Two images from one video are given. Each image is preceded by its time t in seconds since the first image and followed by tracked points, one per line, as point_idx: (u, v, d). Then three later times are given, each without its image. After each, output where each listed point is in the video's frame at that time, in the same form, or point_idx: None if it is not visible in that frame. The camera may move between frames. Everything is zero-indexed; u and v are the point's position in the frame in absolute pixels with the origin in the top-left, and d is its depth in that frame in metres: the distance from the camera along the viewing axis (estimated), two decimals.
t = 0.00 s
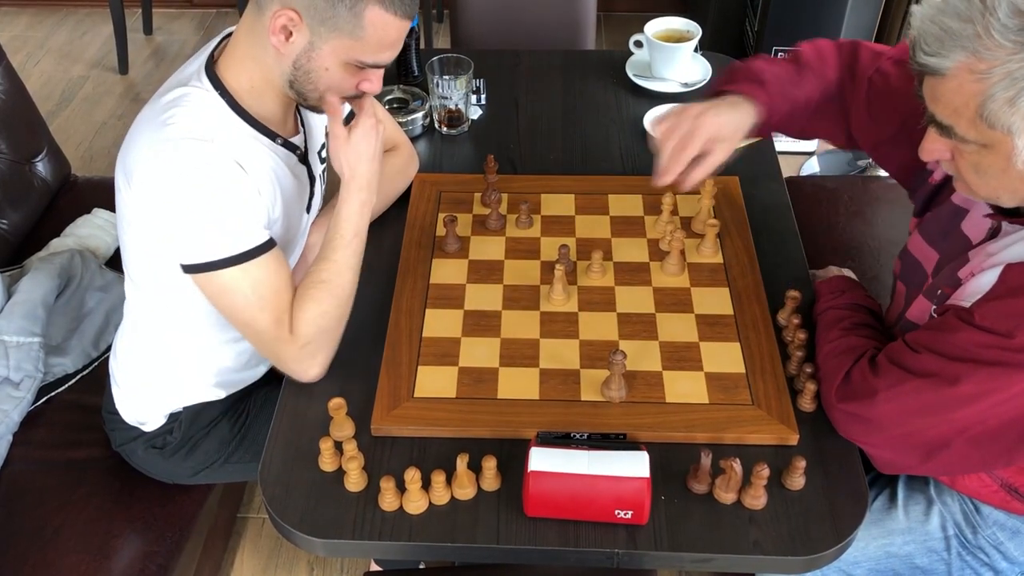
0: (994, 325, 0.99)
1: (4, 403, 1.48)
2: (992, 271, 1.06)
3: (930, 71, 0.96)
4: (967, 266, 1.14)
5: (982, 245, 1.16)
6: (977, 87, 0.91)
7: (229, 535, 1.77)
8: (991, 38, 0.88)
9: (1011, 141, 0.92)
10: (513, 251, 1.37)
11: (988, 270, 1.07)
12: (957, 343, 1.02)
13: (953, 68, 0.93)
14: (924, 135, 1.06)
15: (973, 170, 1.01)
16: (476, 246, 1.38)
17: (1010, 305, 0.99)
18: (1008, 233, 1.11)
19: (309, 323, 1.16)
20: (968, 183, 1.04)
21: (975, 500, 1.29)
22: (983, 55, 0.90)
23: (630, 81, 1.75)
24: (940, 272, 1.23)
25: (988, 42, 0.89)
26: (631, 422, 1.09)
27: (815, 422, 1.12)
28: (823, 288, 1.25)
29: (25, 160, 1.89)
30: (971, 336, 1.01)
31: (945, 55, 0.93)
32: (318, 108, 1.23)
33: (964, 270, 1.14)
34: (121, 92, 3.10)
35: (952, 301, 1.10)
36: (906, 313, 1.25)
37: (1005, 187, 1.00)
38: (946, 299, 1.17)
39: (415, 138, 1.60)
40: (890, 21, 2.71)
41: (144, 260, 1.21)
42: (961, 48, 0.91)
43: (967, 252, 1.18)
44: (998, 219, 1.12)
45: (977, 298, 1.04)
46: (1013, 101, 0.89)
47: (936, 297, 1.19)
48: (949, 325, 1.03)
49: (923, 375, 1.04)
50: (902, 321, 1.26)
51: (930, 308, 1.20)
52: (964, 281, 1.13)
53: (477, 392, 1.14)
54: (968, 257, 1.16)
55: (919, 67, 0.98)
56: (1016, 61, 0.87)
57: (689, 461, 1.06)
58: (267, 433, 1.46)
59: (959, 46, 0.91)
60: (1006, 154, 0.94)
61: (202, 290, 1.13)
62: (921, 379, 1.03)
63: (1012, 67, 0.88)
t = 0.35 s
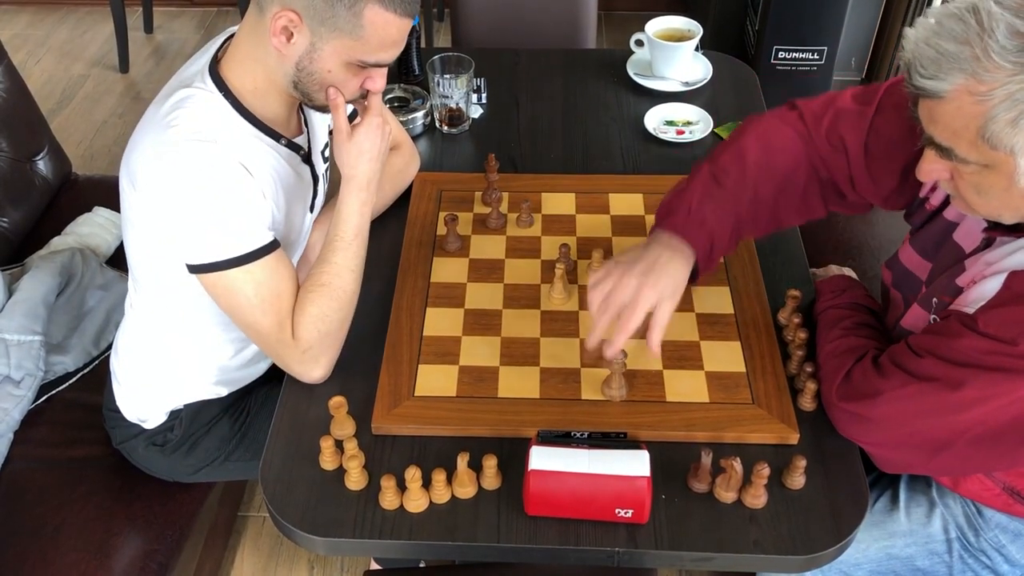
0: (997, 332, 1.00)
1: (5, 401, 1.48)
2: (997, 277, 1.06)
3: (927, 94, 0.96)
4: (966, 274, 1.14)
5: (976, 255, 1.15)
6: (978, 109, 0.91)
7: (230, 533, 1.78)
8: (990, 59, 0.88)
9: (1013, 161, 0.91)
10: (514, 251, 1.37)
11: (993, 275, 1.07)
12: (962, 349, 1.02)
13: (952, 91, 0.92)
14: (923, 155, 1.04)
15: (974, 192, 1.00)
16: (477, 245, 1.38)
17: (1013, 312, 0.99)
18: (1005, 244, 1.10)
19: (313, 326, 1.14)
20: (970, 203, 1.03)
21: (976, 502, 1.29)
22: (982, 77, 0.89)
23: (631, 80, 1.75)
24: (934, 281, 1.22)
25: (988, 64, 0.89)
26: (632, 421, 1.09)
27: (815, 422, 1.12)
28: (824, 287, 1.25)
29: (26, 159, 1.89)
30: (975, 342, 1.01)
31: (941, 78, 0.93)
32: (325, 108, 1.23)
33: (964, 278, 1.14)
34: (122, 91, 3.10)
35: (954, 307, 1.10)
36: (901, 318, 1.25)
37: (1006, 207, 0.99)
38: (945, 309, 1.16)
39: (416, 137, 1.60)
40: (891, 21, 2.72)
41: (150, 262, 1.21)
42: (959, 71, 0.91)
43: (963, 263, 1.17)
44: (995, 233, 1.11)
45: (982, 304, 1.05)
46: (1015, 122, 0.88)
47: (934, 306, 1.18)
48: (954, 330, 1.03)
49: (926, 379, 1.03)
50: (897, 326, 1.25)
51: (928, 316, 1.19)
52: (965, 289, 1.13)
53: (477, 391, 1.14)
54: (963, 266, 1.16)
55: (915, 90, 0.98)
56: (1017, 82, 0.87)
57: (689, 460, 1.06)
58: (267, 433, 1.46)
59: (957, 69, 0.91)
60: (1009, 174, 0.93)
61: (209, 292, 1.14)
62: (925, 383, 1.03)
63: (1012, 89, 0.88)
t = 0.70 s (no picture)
0: (1003, 338, 0.99)
1: (7, 400, 1.48)
2: (1003, 283, 1.07)
3: (931, 104, 0.95)
4: (969, 280, 1.14)
5: (978, 261, 1.14)
6: (982, 119, 0.91)
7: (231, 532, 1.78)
8: (995, 69, 0.88)
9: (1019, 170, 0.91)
10: (516, 250, 1.37)
11: (999, 281, 1.08)
12: (967, 354, 1.01)
13: (957, 101, 0.92)
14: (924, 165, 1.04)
15: (980, 203, 1.00)
16: (479, 245, 1.38)
17: (1017, 319, 0.99)
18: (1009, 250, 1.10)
19: (314, 327, 1.14)
20: (972, 212, 1.03)
21: (979, 503, 1.29)
22: (987, 87, 0.89)
23: (633, 79, 1.75)
24: (936, 285, 1.21)
25: (992, 74, 0.89)
26: (634, 420, 1.09)
27: (817, 422, 1.12)
28: (826, 287, 1.25)
29: (28, 158, 1.89)
30: (980, 348, 1.00)
31: (946, 87, 0.92)
32: (326, 108, 1.23)
33: (967, 283, 1.14)
34: (124, 90, 3.10)
35: (960, 313, 1.11)
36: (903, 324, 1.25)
37: (1010, 215, 0.99)
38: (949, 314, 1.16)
39: (418, 136, 1.60)
40: (893, 21, 2.72)
41: (152, 261, 1.22)
42: (963, 80, 0.91)
43: (965, 267, 1.16)
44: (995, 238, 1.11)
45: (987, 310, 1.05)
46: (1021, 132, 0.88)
47: (937, 310, 1.18)
48: (959, 335, 1.03)
49: (930, 382, 1.03)
50: (901, 330, 1.25)
51: (932, 320, 1.20)
52: (969, 295, 1.13)
53: (479, 390, 1.14)
54: (965, 271, 1.16)
55: (920, 100, 0.98)
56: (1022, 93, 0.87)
57: (690, 460, 1.07)
58: (268, 432, 1.46)
59: (961, 78, 0.91)
60: (1013, 184, 0.94)
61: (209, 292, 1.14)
62: (929, 387, 1.03)
63: (1018, 98, 0.88)
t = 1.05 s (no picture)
0: (1000, 331, 0.99)
1: (8, 400, 1.48)
2: (999, 277, 1.05)
3: (917, 84, 0.96)
4: (967, 275, 1.13)
5: (977, 254, 1.14)
6: (961, 104, 0.91)
7: (233, 531, 1.78)
8: (975, 56, 0.88)
9: (994, 158, 0.91)
10: (517, 250, 1.37)
11: (995, 275, 1.06)
12: (963, 348, 1.01)
13: (939, 84, 0.92)
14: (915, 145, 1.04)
15: (961, 182, 1.00)
16: (480, 245, 1.38)
17: (1011, 311, 0.99)
18: (1007, 243, 1.08)
19: (316, 327, 1.14)
20: (958, 195, 1.03)
21: (980, 501, 1.29)
22: (967, 73, 0.89)
23: (634, 79, 1.75)
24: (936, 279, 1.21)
25: (972, 61, 0.88)
26: (635, 420, 1.09)
27: (818, 422, 1.12)
28: (826, 286, 1.25)
29: (29, 158, 1.89)
30: (976, 341, 1.00)
31: (930, 70, 0.92)
32: (329, 108, 1.23)
33: (965, 278, 1.13)
34: (125, 90, 3.10)
35: (958, 306, 1.09)
36: (904, 320, 1.25)
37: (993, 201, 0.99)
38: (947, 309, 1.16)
39: (419, 136, 1.60)
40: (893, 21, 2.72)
41: (153, 261, 1.22)
42: (946, 65, 0.91)
43: (963, 261, 1.16)
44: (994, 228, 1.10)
45: (984, 305, 1.04)
46: (994, 119, 0.88)
47: (936, 305, 1.18)
48: (956, 330, 1.03)
49: (929, 378, 1.03)
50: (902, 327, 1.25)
51: (931, 316, 1.19)
52: (967, 289, 1.12)
53: (480, 390, 1.14)
54: (964, 264, 1.15)
55: (909, 79, 0.98)
56: (999, 81, 0.87)
57: (692, 460, 1.06)
58: (270, 432, 1.46)
59: (944, 63, 0.91)
60: (992, 170, 0.93)
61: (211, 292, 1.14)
62: (928, 383, 1.03)
63: (994, 87, 0.87)
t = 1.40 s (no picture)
0: (1003, 334, 0.98)
1: (9, 400, 1.48)
2: (1004, 280, 1.05)
3: (928, 78, 0.96)
4: (974, 275, 1.13)
5: (985, 253, 1.14)
6: (970, 100, 0.91)
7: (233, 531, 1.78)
8: (985, 52, 0.88)
9: (1001, 155, 0.92)
10: (517, 250, 1.37)
11: (1000, 278, 1.06)
12: (965, 351, 1.01)
13: (949, 78, 0.92)
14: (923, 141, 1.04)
15: (969, 179, 1.00)
16: (480, 244, 1.38)
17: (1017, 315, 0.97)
18: (1015, 243, 1.09)
19: (317, 328, 1.14)
20: (965, 191, 1.03)
21: (980, 502, 1.29)
22: (977, 69, 0.89)
23: (634, 79, 1.75)
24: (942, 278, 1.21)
25: (982, 56, 0.88)
26: (635, 420, 1.09)
27: (819, 422, 1.12)
28: (828, 286, 1.25)
29: (30, 158, 1.89)
30: (979, 345, 1.00)
31: (940, 64, 0.93)
32: (332, 107, 1.24)
33: (971, 278, 1.13)
34: (126, 90, 3.10)
35: (963, 309, 1.09)
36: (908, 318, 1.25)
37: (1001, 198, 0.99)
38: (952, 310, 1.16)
39: (420, 136, 1.60)
40: (895, 20, 2.71)
41: (153, 261, 1.22)
42: (956, 60, 0.91)
43: (970, 261, 1.15)
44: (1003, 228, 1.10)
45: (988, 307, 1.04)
46: (1002, 116, 0.88)
47: (942, 305, 1.18)
48: (959, 332, 1.02)
49: (931, 380, 1.03)
50: (905, 326, 1.25)
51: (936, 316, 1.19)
52: (973, 290, 1.12)
53: (481, 390, 1.14)
54: (970, 265, 1.15)
55: (919, 73, 0.98)
56: (1009, 77, 0.87)
57: (693, 460, 1.06)
58: (271, 432, 1.46)
59: (954, 58, 0.91)
60: (999, 167, 0.94)
61: (212, 292, 1.14)
62: (930, 384, 1.03)
63: (1003, 83, 0.87)
